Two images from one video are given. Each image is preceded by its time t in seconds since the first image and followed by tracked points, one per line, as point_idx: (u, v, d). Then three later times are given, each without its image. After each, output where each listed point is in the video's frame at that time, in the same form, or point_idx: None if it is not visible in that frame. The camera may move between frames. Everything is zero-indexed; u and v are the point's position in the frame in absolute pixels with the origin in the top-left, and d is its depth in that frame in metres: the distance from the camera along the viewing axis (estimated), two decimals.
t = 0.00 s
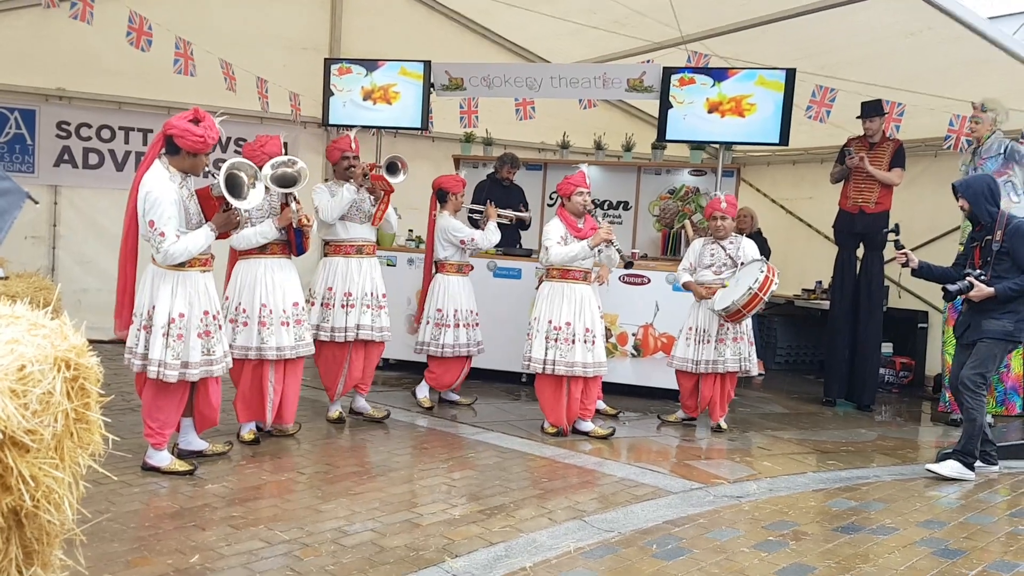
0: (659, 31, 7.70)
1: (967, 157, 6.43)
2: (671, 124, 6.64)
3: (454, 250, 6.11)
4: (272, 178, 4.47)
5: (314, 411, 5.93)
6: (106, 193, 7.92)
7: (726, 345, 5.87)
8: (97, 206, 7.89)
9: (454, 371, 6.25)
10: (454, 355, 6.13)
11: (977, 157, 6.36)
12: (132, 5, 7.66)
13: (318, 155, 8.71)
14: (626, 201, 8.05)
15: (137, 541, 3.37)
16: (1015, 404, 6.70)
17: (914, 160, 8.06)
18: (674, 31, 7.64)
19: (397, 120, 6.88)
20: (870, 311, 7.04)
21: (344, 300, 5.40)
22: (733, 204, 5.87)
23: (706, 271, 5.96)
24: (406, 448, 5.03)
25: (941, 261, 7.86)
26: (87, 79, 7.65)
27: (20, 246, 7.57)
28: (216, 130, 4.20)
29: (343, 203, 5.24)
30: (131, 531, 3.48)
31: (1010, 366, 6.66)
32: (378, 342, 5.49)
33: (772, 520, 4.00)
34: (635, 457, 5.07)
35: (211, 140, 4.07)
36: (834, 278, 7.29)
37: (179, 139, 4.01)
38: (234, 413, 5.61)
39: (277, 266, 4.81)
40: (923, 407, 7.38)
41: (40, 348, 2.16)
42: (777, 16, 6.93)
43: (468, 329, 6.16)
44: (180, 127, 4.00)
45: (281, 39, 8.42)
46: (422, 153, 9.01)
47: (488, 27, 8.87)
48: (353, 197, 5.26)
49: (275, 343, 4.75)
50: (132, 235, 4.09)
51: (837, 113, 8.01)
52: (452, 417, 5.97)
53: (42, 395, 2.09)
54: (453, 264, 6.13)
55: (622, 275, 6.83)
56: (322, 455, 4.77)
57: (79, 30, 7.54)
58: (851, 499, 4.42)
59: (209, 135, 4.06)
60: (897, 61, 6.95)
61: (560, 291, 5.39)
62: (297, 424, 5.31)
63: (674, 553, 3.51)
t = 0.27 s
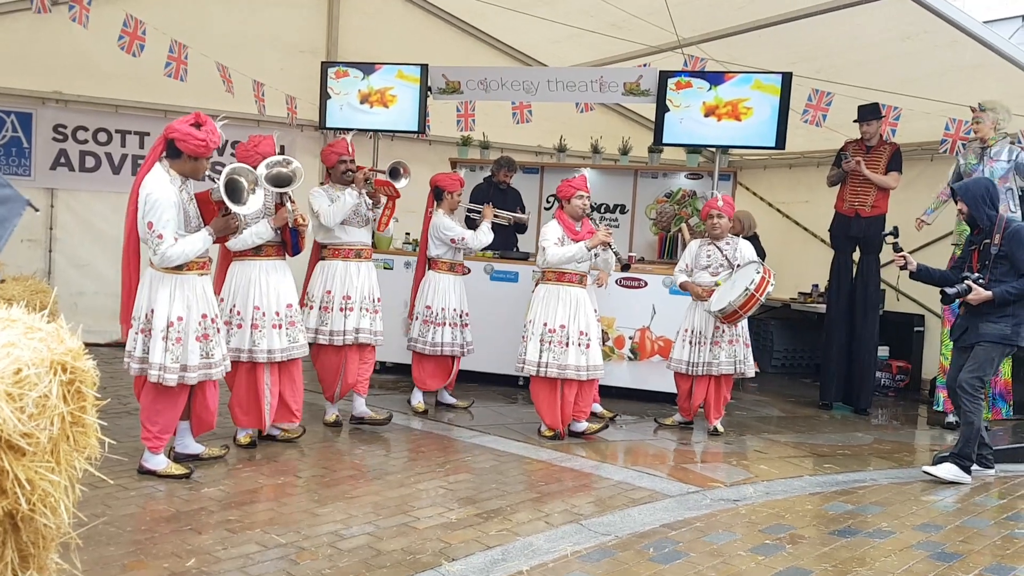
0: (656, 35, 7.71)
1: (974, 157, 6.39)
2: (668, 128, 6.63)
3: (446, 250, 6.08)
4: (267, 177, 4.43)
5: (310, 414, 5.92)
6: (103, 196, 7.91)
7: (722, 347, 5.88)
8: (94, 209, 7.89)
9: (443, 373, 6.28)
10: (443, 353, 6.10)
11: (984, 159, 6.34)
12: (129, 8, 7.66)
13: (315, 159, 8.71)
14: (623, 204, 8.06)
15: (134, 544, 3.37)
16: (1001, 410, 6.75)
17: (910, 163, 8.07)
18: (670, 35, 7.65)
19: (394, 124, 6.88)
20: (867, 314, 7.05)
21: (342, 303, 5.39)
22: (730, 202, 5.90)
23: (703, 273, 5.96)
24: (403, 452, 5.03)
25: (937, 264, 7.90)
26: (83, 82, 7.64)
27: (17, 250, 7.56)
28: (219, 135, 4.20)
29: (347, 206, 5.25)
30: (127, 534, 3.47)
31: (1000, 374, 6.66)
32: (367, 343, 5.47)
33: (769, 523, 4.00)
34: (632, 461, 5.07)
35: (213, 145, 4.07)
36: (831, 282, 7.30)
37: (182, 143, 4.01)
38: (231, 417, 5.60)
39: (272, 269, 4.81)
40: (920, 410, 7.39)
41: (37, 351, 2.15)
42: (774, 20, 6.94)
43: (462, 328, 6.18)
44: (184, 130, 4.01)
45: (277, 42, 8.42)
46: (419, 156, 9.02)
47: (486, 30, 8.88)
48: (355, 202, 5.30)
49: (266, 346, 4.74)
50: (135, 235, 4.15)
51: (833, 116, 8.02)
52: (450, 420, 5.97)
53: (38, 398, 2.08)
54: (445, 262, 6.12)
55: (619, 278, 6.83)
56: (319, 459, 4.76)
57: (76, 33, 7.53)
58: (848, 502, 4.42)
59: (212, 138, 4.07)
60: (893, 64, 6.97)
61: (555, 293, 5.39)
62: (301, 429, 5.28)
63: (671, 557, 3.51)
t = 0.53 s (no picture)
0: (653, 35, 7.71)
1: (979, 156, 6.40)
2: (665, 128, 6.63)
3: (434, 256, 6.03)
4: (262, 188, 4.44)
5: (307, 414, 5.92)
6: (100, 196, 7.89)
7: (720, 348, 5.88)
8: (90, 209, 7.87)
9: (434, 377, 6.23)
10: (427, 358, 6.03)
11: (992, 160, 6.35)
12: (126, 8, 7.65)
13: (312, 159, 8.71)
14: (620, 204, 8.06)
15: (131, 545, 3.36)
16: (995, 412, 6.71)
17: (907, 163, 8.07)
18: (668, 35, 7.66)
19: (391, 124, 6.88)
20: (863, 314, 7.07)
21: (343, 304, 5.38)
22: (727, 207, 5.85)
23: (700, 275, 5.97)
24: (400, 452, 5.03)
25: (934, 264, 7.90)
26: (80, 82, 7.63)
27: (13, 250, 7.55)
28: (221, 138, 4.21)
29: (352, 205, 5.25)
30: (124, 535, 3.47)
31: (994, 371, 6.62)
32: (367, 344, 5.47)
33: (766, 523, 4.00)
34: (630, 461, 5.07)
35: (215, 147, 4.07)
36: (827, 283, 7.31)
37: (184, 144, 4.00)
38: (228, 417, 5.60)
39: (268, 270, 4.80)
40: (917, 410, 7.40)
41: (33, 351, 2.15)
42: (771, 20, 6.95)
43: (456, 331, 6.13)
44: (186, 132, 4.00)
45: (274, 42, 8.42)
46: (417, 156, 9.02)
47: (483, 30, 8.87)
48: (360, 202, 5.28)
49: (264, 346, 4.73)
50: (132, 238, 4.13)
51: (830, 116, 8.03)
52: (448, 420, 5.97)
53: (35, 399, 2.08)
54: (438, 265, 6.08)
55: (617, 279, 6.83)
56: (316, 459, 4.76)
57: (72, 33, 7.52)
58: (845, 502, 4.43)
59: (214, 141, 4.07)
60: (890, 64, 6.97)
61: (554, 294, 5.39)
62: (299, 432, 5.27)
63: (669, 557, 3.51)
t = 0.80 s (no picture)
0: (653, 36, 7.72)
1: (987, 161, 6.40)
2: (664, 129, 6.63)
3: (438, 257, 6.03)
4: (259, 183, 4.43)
5: (306, 415, 5.92)
6: (99, 196, 7.90)
7: (718, 348, 5.88)
8: (89, 210, 7.87)
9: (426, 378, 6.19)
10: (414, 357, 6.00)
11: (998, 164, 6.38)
12: (125, 8, 7.65)
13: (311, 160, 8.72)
14: (619, 205, 8.07)
15: (130, 546, 3.36)
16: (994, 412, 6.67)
17: (906, 164, 8.08)
18: (667, 36, 7.66)
19: (390, 125, 6.88)
20: (862, 315, 7.07)
21: (351, 305, 5.38)
22: (725, 207, 5.88)
23: (698, 275, 5.97)
24: (399, 453, 5.03)
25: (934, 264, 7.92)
26: (79, 83, 7.63)
27: (12, 251, 7.55)
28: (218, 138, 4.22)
29: (363, 205, 5.30)
30: (123, 536, 3.46)
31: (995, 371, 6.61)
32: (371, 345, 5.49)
33: (765, 524, 4.01)
34: (629, 462, 5.08)
35: (213, 147, 4.07)
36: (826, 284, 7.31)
37: (181, 145, 4.00)
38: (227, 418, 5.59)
39: (268, 271, 4.81)
40: (915, 411, 7.40)
41: (33, 352, 2.15)
42: (770, 22, 6.95)
43: (447, 332, 6.09)
44: (183, 132, 4.00)
45: (273, 43, 8.42)
46: (416, 157, 9.02)
47: (482, 31, 8.88)
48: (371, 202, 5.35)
49: (260, 347, 4.73)
50: (130, 239, 4.14)
51: (829, 117, 8.04)
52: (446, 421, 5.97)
53: (34, 399, 2.08)
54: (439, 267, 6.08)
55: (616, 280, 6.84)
56: (315, 460, 4.76)
57: (72, 34, 7.51)
58: (844, 503, 4.43)
59: (211, 141, 4.08)
60: (889, 66, 6.98)
61: (555, 294, 5.39)
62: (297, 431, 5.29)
63: (668, 558, 3.51)
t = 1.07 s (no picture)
0: (654, 36, 7.72)
1: (985, 158, 6.23)
2: (666, 130, 6.63)
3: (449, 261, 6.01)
4: (262, 182, 4.41)
5: (308, 416, 5.92)
6: (101, 197, 7.90)
7: (720, 348, 5.87)
8: (91, 210, 7.88)
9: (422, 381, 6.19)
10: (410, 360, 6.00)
11: (995, 160, 6.24)
12: (127, 9, 7.65)
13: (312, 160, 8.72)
14: (621, 206, 8.06)
15: (131, 547, 3.36)
16: (999, 411, 6.68)
17: (908, 165, 8.08)
18: (668, 37, 7.66)
19: (392, 125, 6.89)
20: (864, 316, 7.06)
21: (362, 306, 5.38)
22: (728, 206, 5.87)
23: (700, 274, 5.97)
24: (400, 454, 5.03)
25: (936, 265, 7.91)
26: (80, 84, 7.63)
27: (14, 251, 7.55)
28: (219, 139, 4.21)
29: (376, 207, 5.29)
30: (125, 536, 3.47)
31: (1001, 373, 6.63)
32: (382, 346, 5.50)
33: (767, 525, 4.00)
34: (630, 462, 5.07)
35: (211, 148, 4.06)
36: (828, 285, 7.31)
37: (179, 145, 4.00)
38: (228, 419, 5.60)
39: (270, 271, 4.80)
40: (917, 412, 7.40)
41: (35, 353, 2.15)
42: (771, 22, 6.95)
43: (448, 336, 6.04)
44: (181, 133, 4.00)
45: (275, 43, 8.42)
46: (417, 158, 9.02)
47: (483, 32, 8.88)
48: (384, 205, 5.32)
49: (264, 347, 4.73)
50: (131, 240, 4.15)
51: (831, 118, 8.04)
52: (446, 422, 5.96)
53: (36, 400, 2.08)
54: (446, 271, 6.07)
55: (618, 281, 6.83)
56: (316, 461, 4.76)
57: (73, 35, 7.52)
58: (846, 504, 4.43)
59: (209, 141, 4.06)
60: (891, 67, 6.98)
61: (553, 297, 5.40)
62: (297, 431, 5.29)
63: (670, 558, 3.50)
